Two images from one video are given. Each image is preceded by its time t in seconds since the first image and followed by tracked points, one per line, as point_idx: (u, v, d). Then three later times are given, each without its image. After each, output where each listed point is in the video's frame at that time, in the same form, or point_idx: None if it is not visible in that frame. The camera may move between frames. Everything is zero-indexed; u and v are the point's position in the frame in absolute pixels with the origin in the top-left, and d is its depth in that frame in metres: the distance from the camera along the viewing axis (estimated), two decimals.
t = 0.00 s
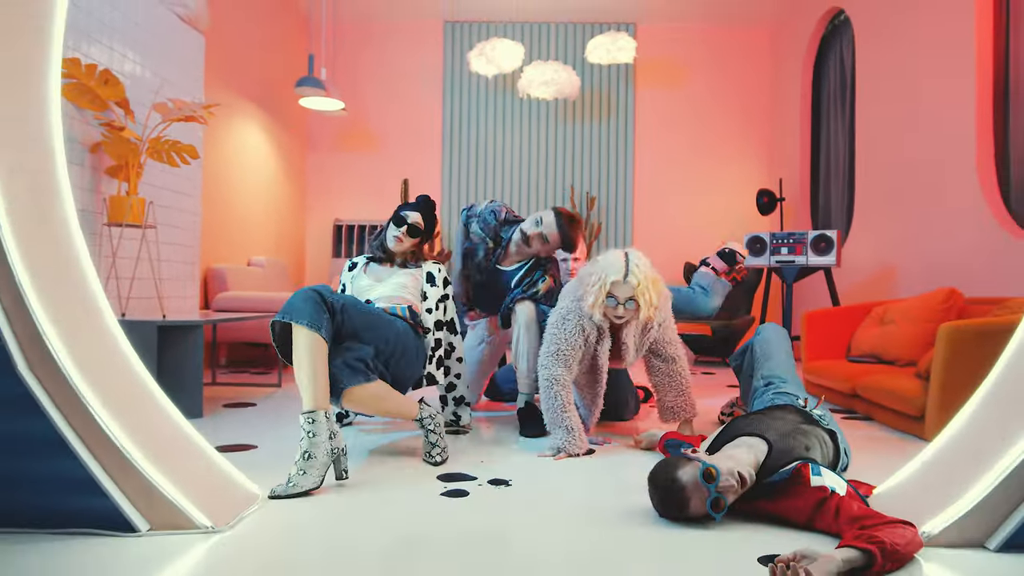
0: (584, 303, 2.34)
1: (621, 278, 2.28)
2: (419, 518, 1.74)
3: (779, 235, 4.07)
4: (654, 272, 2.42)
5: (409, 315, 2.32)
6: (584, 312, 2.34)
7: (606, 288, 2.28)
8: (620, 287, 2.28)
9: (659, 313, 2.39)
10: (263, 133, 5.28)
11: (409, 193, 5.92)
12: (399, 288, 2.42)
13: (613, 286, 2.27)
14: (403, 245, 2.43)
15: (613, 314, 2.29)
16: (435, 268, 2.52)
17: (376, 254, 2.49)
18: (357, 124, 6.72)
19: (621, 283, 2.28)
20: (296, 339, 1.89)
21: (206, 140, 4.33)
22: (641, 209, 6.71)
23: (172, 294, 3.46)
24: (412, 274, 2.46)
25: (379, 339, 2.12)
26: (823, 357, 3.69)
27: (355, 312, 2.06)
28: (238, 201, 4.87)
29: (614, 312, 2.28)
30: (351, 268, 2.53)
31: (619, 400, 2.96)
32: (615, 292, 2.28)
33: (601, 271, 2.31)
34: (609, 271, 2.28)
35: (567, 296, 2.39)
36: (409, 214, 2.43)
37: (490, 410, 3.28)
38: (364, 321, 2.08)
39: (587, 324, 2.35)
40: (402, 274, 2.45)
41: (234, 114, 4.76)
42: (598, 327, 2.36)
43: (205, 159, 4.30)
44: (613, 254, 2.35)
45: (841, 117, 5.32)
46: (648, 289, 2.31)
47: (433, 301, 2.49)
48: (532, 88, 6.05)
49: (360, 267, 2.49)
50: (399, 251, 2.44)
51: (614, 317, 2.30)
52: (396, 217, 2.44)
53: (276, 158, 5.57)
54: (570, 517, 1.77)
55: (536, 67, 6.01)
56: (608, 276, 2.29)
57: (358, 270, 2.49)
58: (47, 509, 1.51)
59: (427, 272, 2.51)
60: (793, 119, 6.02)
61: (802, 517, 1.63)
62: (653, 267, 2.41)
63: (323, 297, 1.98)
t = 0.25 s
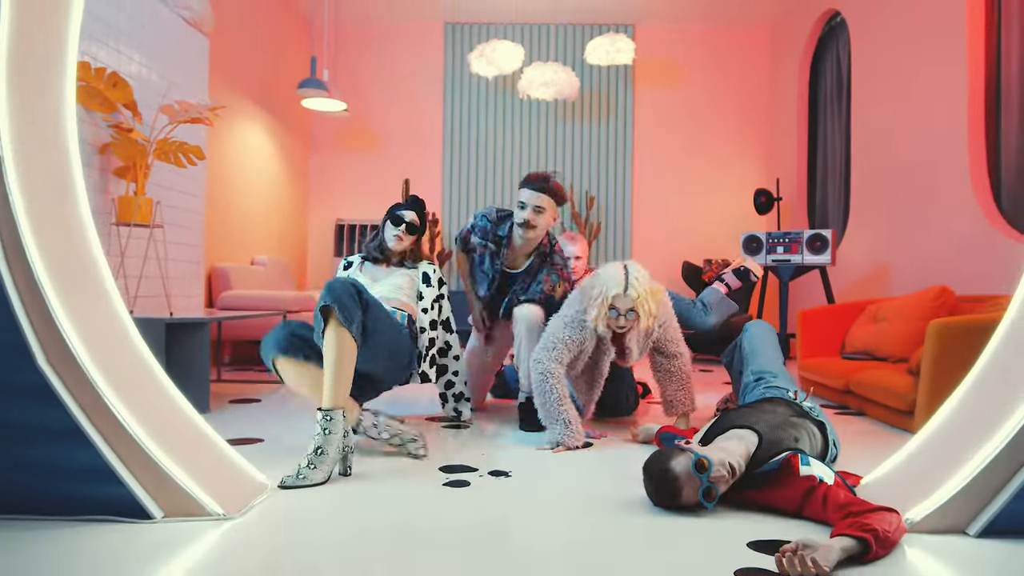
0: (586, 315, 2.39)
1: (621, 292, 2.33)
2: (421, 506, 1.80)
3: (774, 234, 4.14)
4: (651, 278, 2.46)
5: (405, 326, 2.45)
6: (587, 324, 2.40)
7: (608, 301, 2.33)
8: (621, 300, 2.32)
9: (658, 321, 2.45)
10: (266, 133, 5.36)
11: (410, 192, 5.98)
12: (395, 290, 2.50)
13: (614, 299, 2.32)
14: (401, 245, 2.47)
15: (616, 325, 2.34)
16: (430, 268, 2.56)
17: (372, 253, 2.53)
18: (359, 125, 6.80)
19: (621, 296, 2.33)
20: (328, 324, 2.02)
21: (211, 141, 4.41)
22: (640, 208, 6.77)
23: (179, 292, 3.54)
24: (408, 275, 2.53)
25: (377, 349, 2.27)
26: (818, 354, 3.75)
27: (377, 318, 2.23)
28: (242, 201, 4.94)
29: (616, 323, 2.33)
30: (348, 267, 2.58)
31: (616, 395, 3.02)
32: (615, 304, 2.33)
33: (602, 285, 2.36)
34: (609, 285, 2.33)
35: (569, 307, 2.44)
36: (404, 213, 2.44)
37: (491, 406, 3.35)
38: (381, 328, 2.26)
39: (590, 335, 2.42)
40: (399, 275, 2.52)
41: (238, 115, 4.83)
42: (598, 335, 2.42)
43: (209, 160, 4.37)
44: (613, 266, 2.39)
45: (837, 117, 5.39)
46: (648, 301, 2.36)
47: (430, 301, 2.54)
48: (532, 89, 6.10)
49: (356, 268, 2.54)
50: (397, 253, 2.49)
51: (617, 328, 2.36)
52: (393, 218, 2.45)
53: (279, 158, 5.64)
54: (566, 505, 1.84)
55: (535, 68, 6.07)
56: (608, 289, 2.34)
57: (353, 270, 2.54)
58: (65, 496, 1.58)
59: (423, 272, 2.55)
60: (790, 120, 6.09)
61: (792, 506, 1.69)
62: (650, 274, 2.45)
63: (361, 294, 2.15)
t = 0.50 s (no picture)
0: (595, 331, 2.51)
1: (627, 306, 2.46)
2: (423, 495, 1.87)
3: (770, 232, 4.19)
4: (649, 287, 2.59)
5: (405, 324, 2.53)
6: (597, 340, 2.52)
7: (614, 316, 2.46)
8: (627, 313, 2.46)
9: (663, 328, 2.57)
10: (268, 133, 5.41)
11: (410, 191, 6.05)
12: (392, 288, 2.52)
13: (620, 314, 2.45)
14: (392, 242, 2.53)
15: (624, 337, 2.47)
16: (424, 270, 2.58)
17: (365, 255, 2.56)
18: (360, 125, 6.87)
19: (627, 311, 2.46)
20: (329, 321, 2.04)
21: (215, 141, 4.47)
22: (638, 207, 6.84)
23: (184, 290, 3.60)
24: (404, 275, 2.55)
25: (377, 342, 2.36)
26: (812, 350, 3.81)
27: (376, 309, 2.27)
28: (245, 200, 5.00)
29: (624, 336, 2.46)
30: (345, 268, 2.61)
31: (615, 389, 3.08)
32: (621, 318, 2.46)
33: (608, 300, 2.48)
34: (615, 301, 2.45)
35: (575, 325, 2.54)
36: (387, 210, 2.52)
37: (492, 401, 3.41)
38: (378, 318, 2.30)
39: (602, 349, 2.53)
40: (395, 274, 2.54)
41: (241, 115, 4.89)
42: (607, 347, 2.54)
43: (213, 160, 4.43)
44: (613, 283, 2.52)
45: (833, 117, 5.45)
46: (652, 313, 2.48)
47: (428, 303, 2.58)
48: (531, 89, 6.16)
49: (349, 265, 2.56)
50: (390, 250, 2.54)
51: (626, 340, 2.49)
52: (377, 216, 2.53)
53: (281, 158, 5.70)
54: (563, 494, 1.90)
55: (535, 68, 6.12)
56: (614, 305, 2.46)
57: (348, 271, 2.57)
58: (77, 486, 1.65)
59: (418, 273, 2.58)
60: (787, 120, 6.15)
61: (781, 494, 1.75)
62: (649, 284, 2.59)
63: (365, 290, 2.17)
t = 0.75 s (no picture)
0: (604, 338, 2.55)
1: (637, 314, 2.48)
2: (426, 483, 1.93)
3: (766, 230, 4.25)
4: (658, 295, 2.62)
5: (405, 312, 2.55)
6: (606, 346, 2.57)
7: (625, 324, 2.49)
8: (637, 322, 2.48)
9: (671, 334, 2.61)
10: (270, 133, 5.47)
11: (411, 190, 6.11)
12: (388, 282, 2.53)
13: (631, 322, 2.48)
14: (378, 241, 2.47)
15: (634, 344, 2.52)
16: (417, 259, 2.57)
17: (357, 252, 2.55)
18: (361, 125, 6.93)
19: (637, 319, 2.48)
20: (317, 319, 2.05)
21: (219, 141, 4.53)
22: (637, 207, 6.91)
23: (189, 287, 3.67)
24: (399, 267, 2.56)
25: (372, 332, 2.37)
26: (807, 347, 3.88)
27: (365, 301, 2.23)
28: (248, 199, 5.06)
29: (634, 341, 2.50)
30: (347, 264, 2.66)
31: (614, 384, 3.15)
32: (632, 326, 2.49)
33: (619, 307, 2.50)
34: (626, 309, 2.47)
35: (585, 329, 2.58)
36: (363, 211, 2.39)
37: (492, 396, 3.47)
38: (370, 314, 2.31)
39: (608, 355, 2.59)
40: (390, 268, 2.55)
41: (244, 115, 4.95)
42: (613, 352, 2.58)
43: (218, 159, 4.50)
44: (624, 290, 2.54)
45: (830, 117, 5.52)
46: (662, 321, 2.50)
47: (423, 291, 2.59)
48: (531, 89, 6.22)
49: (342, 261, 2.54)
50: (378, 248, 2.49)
51: (634, 347, 2.54)
52: (357, 219, 2.42)
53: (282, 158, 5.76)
54: (562, 482, 1.97)
55: (534, 69, 6.18)
56: (625, 312, 2.49)
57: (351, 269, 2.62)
58: (90, 474, 1.71)
59: (411, 263, 2.57)
60: (785, 120, 6.22)
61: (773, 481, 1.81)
62: (657, 292, 2.61)
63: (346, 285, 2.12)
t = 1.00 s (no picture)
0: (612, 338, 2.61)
1: (643, 315, 2.53)
2: (431, 476, 1.98)
3: (763, 230, 4.30)
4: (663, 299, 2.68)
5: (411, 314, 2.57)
6: (611, 347, 2.62)
7: (631, 325, 2.54)
8: (643, 322, 2.53)
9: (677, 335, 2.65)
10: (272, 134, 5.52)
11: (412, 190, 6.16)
12: (396, 280, 2.58)
13: (637, 323, 2.52)
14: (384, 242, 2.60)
15: (641, 345, 2.57)
16: (427, 258, 2.66)
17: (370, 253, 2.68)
18: (362, 126, 6.98)
19: (643, 320, 2.52)
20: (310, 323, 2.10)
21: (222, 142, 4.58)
22: (636, 207, 6.96)
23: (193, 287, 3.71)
24: (407, 266, 2.63)
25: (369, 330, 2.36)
26: (804, 345, 3.93)
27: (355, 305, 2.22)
28: (251, 199, 5.11)
29: (641, 342, 2.55)
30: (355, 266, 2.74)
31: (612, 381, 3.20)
32: (637, 327, 2.54)
33: (626, 309, 2.55)
34: (632, 311, 2.52)
35: (590, 330, 2.64)
36: (373, 210, 2.54)
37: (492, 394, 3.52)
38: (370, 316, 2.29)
39: (614, 356, 2.64)
40: (399, 268, 2.61)
41: (246, 116, 5.00)
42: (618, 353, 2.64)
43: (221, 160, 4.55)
44: (629, 292, 2.60)
45: (827, 118, 5.57)
46: (669, 322, 2.55)
47: (428, 290, 2.64)
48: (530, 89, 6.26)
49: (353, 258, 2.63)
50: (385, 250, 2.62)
51: (641, 348, 2.59)
52: (367, 222, 2.58)
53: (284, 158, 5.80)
54: (563, 476, 2.02)
55: (534, 70, 6.21)
56: (632, 314, 2.53)
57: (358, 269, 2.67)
58: (99, 469, 1.75)
59: (420, 262, 2.65)
60: (782, 121, 6.27)
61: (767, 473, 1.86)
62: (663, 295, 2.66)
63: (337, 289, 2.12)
